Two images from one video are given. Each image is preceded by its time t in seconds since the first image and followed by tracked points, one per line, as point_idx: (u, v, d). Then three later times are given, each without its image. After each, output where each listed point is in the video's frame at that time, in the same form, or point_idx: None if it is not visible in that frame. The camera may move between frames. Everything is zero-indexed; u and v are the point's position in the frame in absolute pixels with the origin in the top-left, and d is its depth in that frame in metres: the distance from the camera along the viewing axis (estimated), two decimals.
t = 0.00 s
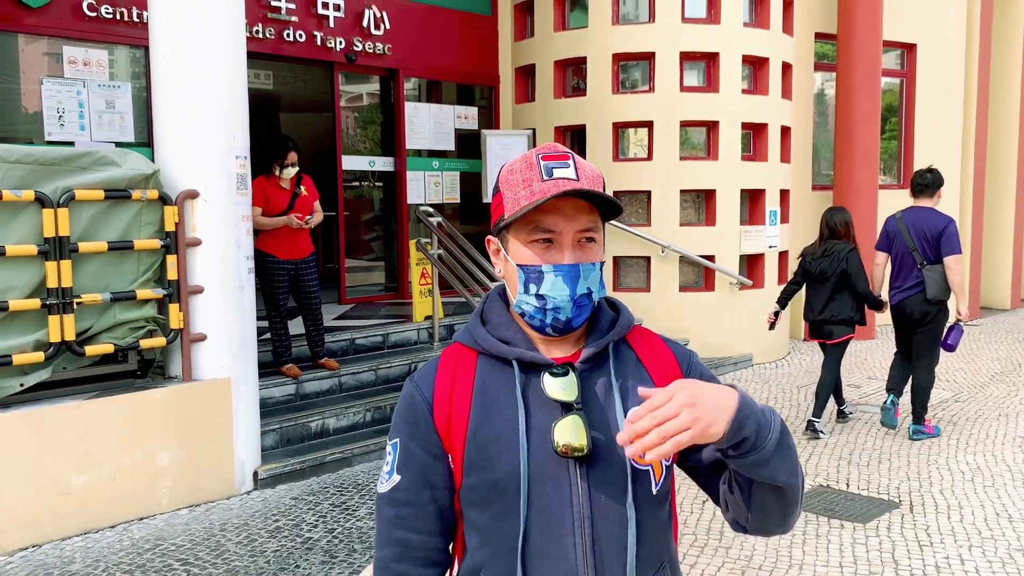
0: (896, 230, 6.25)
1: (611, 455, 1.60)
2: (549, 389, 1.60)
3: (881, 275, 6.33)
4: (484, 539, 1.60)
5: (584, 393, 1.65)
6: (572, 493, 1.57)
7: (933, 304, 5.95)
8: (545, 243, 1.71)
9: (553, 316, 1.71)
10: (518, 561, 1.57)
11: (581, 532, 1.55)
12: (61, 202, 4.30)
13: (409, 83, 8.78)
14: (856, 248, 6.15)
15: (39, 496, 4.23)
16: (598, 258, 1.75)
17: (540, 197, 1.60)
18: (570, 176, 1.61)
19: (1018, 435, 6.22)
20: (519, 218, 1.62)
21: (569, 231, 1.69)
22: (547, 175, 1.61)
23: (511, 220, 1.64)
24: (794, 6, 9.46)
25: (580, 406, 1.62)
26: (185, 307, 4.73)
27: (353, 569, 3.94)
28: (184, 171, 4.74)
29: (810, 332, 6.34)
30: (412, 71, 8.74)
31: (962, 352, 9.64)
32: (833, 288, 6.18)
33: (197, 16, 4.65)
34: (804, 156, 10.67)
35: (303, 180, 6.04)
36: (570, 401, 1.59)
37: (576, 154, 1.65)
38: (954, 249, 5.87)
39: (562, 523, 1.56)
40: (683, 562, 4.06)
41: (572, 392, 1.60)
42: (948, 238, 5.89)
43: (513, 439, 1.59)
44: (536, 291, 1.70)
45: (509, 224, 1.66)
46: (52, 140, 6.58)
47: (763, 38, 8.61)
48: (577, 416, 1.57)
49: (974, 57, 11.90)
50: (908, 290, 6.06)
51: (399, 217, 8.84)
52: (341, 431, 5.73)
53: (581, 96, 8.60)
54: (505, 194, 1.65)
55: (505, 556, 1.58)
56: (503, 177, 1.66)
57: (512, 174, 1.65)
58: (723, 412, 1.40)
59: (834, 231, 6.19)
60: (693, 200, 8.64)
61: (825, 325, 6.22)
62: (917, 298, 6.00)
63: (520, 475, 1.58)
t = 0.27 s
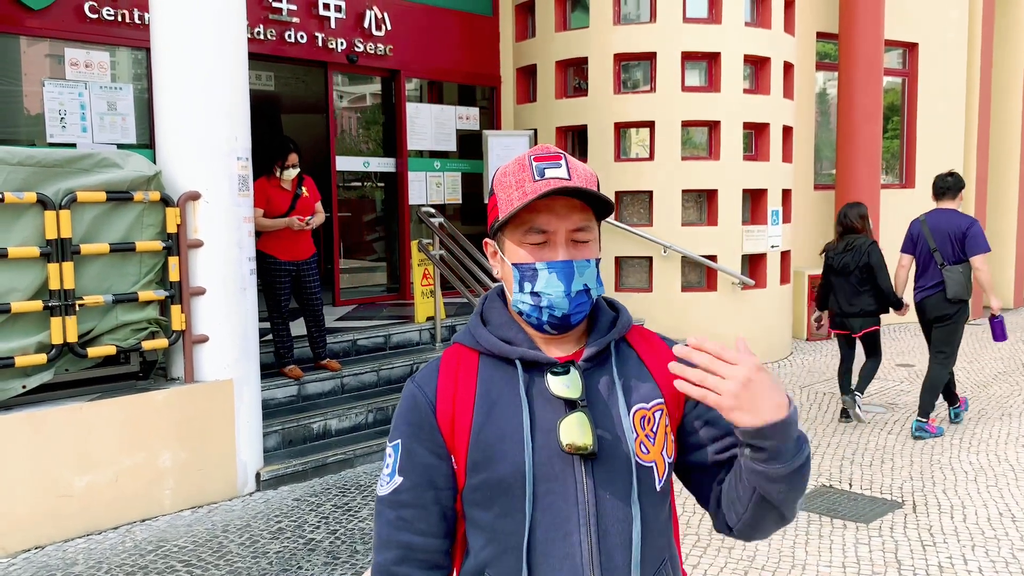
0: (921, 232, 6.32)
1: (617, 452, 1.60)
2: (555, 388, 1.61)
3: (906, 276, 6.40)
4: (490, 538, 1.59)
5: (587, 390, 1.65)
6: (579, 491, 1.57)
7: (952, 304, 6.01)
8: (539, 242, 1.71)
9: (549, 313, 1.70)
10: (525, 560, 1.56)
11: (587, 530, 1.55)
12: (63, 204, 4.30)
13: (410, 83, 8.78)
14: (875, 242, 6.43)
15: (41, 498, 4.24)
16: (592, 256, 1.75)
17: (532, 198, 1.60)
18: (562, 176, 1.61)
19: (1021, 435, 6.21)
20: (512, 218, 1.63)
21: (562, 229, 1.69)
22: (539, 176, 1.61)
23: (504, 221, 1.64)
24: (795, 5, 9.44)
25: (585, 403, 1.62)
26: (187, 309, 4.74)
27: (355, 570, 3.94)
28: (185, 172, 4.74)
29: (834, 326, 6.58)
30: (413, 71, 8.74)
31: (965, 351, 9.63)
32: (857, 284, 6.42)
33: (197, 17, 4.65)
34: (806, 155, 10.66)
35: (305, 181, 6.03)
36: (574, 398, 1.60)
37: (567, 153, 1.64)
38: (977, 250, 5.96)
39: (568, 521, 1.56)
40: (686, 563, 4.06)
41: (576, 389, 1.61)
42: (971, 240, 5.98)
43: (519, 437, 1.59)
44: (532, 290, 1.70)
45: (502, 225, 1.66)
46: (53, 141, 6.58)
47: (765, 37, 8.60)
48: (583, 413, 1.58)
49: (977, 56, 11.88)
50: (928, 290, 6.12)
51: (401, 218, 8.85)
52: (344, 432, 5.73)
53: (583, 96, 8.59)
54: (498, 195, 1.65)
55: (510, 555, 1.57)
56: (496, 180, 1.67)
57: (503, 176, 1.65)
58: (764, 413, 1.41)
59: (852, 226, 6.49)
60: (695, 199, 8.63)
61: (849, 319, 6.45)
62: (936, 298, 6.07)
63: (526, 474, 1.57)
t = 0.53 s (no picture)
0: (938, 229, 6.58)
1: (603, 460, 1.58)
2: (541, 392, 1.60)
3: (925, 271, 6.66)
4: (481, 537, 1.60)
5: (577, 396, 1.63)
6: (562, 495, 1.56)
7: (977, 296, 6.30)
8: (530, 247, 1.70)
9: (538, 319, 1.70)
10: (509, 561, 1.56)
11: (569, 534, 1.55)
12: (63, 204, 4.29)
13: (410, 83, 8.77)
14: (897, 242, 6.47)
15: (42, 498, 4.24)
16: (587, 261, 1.72)
17: (519, 204, 1.60)
18: (551, 180, 1.60)
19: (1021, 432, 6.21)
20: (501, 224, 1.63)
21: (551, 234, 1.68)
22: (528, 181, 1.61)
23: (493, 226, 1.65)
24: (795, 3, 9.44)
25: (571, 408, 1.60)
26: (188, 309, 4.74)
27: (357, 569, 3.94)
28: (185, 172, 4.74)
29: (857, 325, 6.65)
30: (413, 70, 8.73)
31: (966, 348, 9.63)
32: (878, 282, 6.53)
33: (197, 16, 4.65)
34: (806, 153, 10.65)
35: (305, 181, 6.03)
36: (561, 403, 1.59)
37: (561, 154, 1.63)
38: (996, 241, 6.23)
39: (550, 524, 1.55)
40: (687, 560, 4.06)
41: (564, 395, 1.59)
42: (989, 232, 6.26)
43: (503, 438, 1.58)
44: (521, 296, 1.70)
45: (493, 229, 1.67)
46: (53, 142, 6.59)
47: (765, 35, 8.59)
48: (567, 419, 1.56)
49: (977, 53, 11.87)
50: (952, 282, 6.41)
51: (401, 218, 8.85)
52: (345, 432, 5.73)
53: (583, 94, 8.59)
54: (490, 199, 1.66)
55: (497, 554, 1.58)
56: (490, 182, 1.67)
57: (497, 178, 1.65)
58: None
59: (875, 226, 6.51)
60: (695, 198, 8.61)
61: (871, 316, 6.54)
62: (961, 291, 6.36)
63: (509, 476, 1.57)
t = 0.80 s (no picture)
0: (960, 226, 6.64)
1: (592, 464, 1.57)
2: (534, 394, 1.60)
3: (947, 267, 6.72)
4: (475, 531, 1.63)
5: (570, 399, 1.62)
6: (549, 497, 1.57)
7: (997, 291, 6.35)
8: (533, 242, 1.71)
9: (538, 316, 1.70)
10: (495, 559, 1.58)
11: (554, 536, 1.55)
12: (64, 203, 4.29)
13: (410, 81, 8.76)
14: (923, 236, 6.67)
15: (43, 496, 4.24)
16: (592, 259, 1.71)
17: (521, 196, 1.61)
18: (555, 174, 1.60)
19: (1020, 429, 6.22)
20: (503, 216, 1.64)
21: (553, 229, 1.68)
22: (533, 174, 1.62)
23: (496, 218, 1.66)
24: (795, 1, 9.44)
25: (563, 411, 1.60)
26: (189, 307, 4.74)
27: (357, 567, 3.94)
28: (185, 171, 4.74)
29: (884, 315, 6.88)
30: (412, 69, 8.72)
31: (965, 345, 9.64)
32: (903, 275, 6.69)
33: (197, 16, 4.65)
34: (805, 150, 10.66)
35: (305, 180, 6.02)
36: (554, 406, 1.59)
37: (568, 150, 1.63)
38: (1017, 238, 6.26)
39: (538, 525, 1.56)
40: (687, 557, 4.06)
41: (558, 397, 1.59)
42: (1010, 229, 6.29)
43: (497, 437, 1.60)
44: (522, 291, 1.70)
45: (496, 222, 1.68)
46: (53, 141, 6.58)
47: (764, 32, 8.59)
48: (558, 421, 1.57)
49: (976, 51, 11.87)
50: (975, 279, 6.43)
51: (401, 216, 8.85)
52: (345, 430, 5.73)
53: (582, 92, 8.58)
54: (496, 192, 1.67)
55: (487, 551, 1.61)
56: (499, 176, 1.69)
57: (505, 172, 1.67)
58: None
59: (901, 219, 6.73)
60: (695, 196, 8.60)
61: (898, 306, 6.73)
62: (983, 287, 6.39)
63: (501, 474, 1.59)
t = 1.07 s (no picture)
0: (980, 221, 6.81)
1: (600, 463, 1.57)
2: (540, 394, 1.59)
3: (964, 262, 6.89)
4: (481, 532, 1.64)
5: (576, 398, 1.63)
6: (557, 496, 1.57)
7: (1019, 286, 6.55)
8: (536, 240, 1.71)
9: (541, 314, 1.70)
10: (504, 560, 1.58)
11: (563, 537, 1.55)
12: (63, 202, 4.30)
13: (409, 80, 8.76)
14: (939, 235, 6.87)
15: (43, 495, 4.24)
16: (595, 257, 1.71)
17: (527, 194, 1.62)
18: (560, 173, 1.61)
19: (1019, 428, 6.23)
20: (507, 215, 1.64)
21: (557, 226, 1.68)
22: (537, 173, 1.62)
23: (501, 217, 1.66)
24: None
25: (570, 411, 1.60)
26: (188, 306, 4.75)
27: (357, 566, 3.95)
28: (185, 171, 4.74)
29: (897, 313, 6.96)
30: (411, 67, 8.72)
31: (964, 344, 9.65)
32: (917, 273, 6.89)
33: (197, 16, 4.65)
34: (805, 149, 10.67)
35: (304, 178, 6.02)
36: (560, 406, 1.59)
37: (572, 149, 1.64)
38: None
39: (546, 526, 1.57)
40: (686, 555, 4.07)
41: (563, 396, 1.59)
42: None
43: (503, 438, 1.60)
44: (525, 289, 1.70)
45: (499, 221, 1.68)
46: (52, 139, 6.58)
47: (764, 31, 8.59)
48: (565, 420, 1.57)
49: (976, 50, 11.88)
50: (995, 275, 6.65)
51: (400, 215, 8.85)
52: (345, 428, 5.74)
53: (582, 91, 8.59)
54: (499, 191, 1.67)
55: (494, 552, 1.61)
56: (501, 174, 1.69)
57: (507, 170, 1.67)
58: None
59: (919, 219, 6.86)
60: (695, 194, 8.61)
61: (911, 304, 6.86)
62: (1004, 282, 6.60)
63: (507, 475, 1.59)
